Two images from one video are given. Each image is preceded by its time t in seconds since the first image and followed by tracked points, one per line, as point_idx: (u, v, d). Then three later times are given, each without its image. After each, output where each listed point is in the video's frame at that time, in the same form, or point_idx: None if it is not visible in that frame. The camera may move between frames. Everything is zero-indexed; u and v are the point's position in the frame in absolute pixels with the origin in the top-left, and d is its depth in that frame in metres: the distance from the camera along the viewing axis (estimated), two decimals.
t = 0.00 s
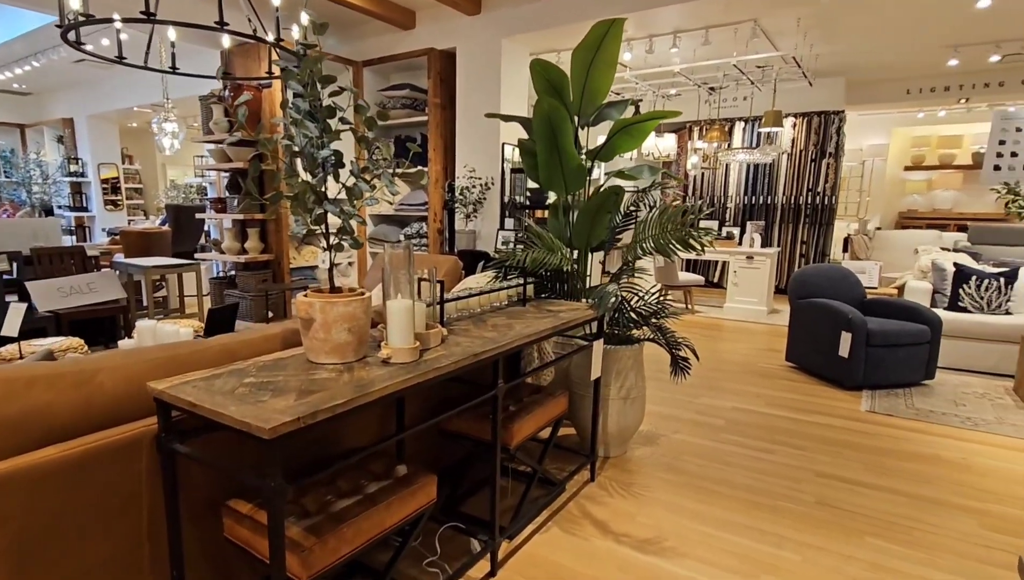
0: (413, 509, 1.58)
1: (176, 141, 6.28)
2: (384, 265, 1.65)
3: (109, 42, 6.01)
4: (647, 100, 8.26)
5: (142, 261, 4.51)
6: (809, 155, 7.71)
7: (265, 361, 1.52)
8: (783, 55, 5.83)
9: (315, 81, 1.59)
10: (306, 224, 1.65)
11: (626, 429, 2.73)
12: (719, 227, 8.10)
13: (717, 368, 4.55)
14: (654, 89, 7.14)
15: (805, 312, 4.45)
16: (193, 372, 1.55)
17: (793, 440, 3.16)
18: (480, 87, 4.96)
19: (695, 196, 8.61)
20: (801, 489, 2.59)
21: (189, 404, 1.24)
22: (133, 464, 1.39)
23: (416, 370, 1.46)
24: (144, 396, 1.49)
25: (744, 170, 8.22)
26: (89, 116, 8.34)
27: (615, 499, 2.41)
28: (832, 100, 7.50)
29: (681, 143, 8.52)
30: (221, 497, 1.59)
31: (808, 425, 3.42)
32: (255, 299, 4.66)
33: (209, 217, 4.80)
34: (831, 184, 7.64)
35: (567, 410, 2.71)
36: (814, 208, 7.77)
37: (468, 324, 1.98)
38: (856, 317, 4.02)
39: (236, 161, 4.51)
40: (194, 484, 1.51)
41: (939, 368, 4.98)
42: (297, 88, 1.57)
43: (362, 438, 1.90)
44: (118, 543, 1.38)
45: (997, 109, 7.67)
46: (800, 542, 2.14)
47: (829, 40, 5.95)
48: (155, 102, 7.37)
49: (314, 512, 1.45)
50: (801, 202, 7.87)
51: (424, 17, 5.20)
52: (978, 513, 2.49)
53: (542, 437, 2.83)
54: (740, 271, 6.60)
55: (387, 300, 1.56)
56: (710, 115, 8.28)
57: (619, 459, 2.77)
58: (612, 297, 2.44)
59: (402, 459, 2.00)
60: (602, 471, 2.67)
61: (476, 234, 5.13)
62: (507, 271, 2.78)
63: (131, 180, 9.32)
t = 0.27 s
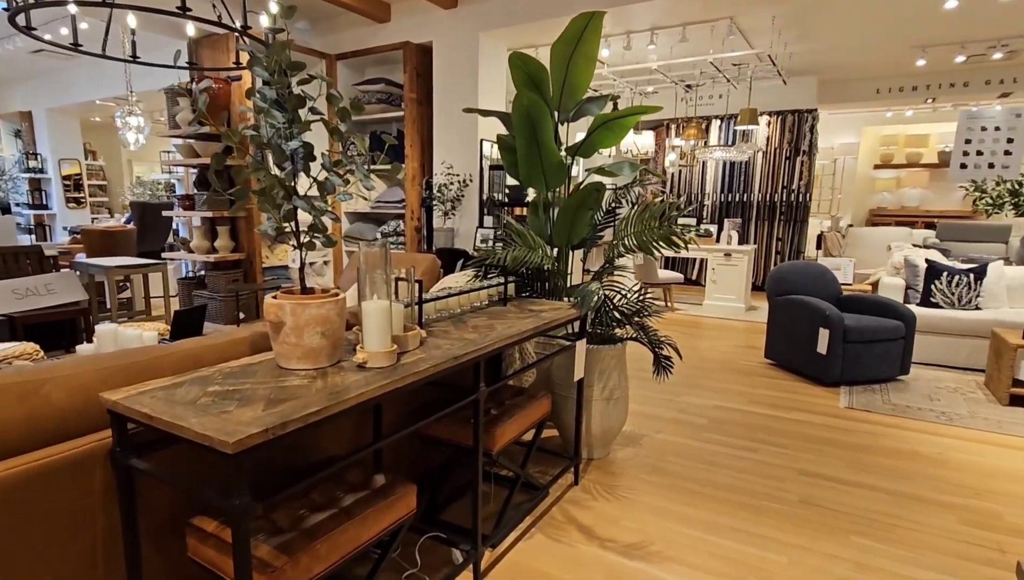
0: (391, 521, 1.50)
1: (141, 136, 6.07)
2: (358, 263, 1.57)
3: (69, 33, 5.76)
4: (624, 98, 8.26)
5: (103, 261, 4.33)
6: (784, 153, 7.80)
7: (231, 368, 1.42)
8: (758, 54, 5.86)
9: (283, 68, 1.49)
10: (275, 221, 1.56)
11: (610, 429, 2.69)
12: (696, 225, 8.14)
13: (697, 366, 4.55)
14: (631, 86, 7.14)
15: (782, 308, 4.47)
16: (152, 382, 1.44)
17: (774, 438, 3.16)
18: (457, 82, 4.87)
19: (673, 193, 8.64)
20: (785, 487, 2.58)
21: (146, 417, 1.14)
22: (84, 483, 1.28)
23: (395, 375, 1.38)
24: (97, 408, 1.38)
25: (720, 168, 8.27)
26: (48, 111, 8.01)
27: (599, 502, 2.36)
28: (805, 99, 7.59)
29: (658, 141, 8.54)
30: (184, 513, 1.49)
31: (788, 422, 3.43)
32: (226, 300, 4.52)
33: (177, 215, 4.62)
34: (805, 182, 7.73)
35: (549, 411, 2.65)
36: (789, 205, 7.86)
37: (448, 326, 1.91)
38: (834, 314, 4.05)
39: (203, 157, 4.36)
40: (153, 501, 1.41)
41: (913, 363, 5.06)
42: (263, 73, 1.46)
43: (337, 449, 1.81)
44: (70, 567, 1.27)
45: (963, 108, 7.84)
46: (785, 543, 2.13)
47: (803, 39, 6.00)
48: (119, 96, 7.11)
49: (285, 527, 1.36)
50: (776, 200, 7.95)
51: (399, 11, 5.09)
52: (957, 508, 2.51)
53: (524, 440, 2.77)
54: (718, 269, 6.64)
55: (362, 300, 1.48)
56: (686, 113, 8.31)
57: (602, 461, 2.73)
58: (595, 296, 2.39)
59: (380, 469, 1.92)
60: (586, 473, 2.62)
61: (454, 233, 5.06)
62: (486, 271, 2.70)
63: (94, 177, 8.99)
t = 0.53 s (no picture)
0: (362, 535, 1.42)
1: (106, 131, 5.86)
2: (324, 261, 1.47)
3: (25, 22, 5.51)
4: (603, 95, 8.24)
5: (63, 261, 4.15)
6: (759, 152, 7.86)
7: (186, 375, 1.33)
8: (735, 52, 5.87)
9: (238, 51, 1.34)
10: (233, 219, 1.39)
11: (591, 430, 2.64)
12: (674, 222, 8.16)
13: (677, 363, 4.55)
14: (609, 84, 7.12)
15: (761, 305, 4.49)
16: (99, 390, 1.34)
17: (755, 435, 3.16)
18: (434, 77, 4.78)
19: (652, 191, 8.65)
20: (765, 486, 2.56)
21: (85, 430, 1.04)
22: (20, 502, 1.18)
23: (364, 380, 1.30)
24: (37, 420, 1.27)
25: (698, 166, 8.31)
26: (6, 104, 7.67)
27: (581, 505, 2.31)
28: (780, 98, 7.66)
29: (636, 139, 8.56)
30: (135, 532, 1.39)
31: (768, 419, 3.43)
32: (196, 302, 4.39)
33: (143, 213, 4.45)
34: (780, 180, 7.82)
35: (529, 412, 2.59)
36: (765, 203, 7.93)
37: (422, 326, 1.83)
38: (811, 310, 4.07)
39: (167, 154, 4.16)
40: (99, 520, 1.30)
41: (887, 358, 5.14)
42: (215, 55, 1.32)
43: (305, 459, 1.72)
44: None
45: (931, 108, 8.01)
46: (767, 543, 2.10)
47: (778, 38, 6.04)
48: (81, 89, 6.85)
49: (246, 545, 1.27)
50: (752, 198, 8.02)
51: (374, 5, 4.98)
52: (934, 503, 2.52)
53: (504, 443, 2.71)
54: (697, 266, 6.66)
55: (329, 301, 1.39)
56: (664, 112, 8.34)
57: (583, 463, 2.68)
58: (574, 294, 2.33)
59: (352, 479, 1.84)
60: (567, 475, 2.57)
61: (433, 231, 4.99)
62: (464, 269, 2.62)
63: (56, 174, 8.66)
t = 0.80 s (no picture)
0: (322, 554, 1.34)
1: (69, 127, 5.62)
2: (279, 260, 1.38)
3: None
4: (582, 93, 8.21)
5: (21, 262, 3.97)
6: (736, 151, 7.91)
7: (124, 386, 1.23)
8: (712, 51, 5.88)
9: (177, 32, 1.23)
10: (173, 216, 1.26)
11: (570, 432, 2.59)
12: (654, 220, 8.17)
13: (657, 361, 4.53)
14: (588, 82, 7.08)
15: (740, 302, 4.49)
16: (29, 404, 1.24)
17: (735, 432, 3.14)
18: (410, 73, 4.69)
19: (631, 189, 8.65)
20: (745, 485, 2.54)
21: None
22: None
23: (320, 389, 1.21)
24: None
25: (677, 164, 8.33)
26: None
27: (560, 510, 2.25)
28: (756, 97, 7.72)
29: (616, 137, 8.55)
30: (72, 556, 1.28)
31: (747, 416, 3.42)
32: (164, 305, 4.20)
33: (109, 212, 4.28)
34: (757, 178, 7.89)
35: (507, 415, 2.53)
36: (742, 201, 7.99)
37: (392, 328, 1.74)
38: (788, 306, 4.08)
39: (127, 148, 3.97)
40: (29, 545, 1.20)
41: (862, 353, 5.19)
42: (153, 37, 1.23)
43: (266, 471, 1.63)
44: None
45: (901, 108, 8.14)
46: (749, 545, 2.07)
47: (754, 38, 6.07)
48: (42, 85, 6.58)
49: (192, 570, 1.18)
50: (730, 196, 8.06)
51: None
52: (910, 498, 2.52)
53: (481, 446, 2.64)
54: (676, 263, 6.67)
55: (284, 304, 1.30)
56: (643, 110, 8.32)
57: (562, 465, 2.63)
58: (551, 293, 2.27)
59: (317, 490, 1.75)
60: (545, 478, 2.51)
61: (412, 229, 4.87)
62: (438, 268, 2.53)
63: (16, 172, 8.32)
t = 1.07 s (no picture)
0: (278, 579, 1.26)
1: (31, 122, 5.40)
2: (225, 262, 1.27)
3: None
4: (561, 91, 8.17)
5: None
6: (714, 149, 7.95)
7: (51, 404, 1.13)
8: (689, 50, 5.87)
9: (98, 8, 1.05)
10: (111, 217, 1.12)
11: (549, 434, 2.53)
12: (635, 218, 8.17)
13: (638, 359, 4.51)
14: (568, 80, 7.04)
15: (721, 299, 4.49)
16: None
17: (715, 431, 3.12)
18: (385, 69, 4.58)
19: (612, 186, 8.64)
20: (726, 485, 2.52)
21: None
22: None
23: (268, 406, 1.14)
24: None
25: (656, 162, 8.35)
26: None
27: (539, 516, 2.20)
28: (733, 96, 7.77)
29: (596, 135, 8.53)
30: None
31: (728, 414, 3.41)
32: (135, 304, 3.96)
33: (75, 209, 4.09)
34: (735, 176, 7.94)
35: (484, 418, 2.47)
36: (721, 198, 8.04)
37: (357, 334, 1.67)
38: (766, 304, 4.09)
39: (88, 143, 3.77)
40: None
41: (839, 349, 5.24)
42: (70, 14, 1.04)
43: (225, 487, 1.54)
44: None
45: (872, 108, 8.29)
46: (731, 549, 2.04)
47: (730, 37, 6.09)
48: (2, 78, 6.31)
49: None
50: (709, 193, 8.11)
51: None
52: (888, 495, 2.52)
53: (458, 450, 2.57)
54: (657, 260, 6.67)
55: (230, 312, 1.21)
56: (622, 109, 8.32)
57: (542, 468, 2.58)
58: (526, 293, 2.22)
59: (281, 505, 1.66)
60: (524, 483, 2.46)
61: (391, 228, 4.74)
62: (412, 269, 2.46)
63: None
